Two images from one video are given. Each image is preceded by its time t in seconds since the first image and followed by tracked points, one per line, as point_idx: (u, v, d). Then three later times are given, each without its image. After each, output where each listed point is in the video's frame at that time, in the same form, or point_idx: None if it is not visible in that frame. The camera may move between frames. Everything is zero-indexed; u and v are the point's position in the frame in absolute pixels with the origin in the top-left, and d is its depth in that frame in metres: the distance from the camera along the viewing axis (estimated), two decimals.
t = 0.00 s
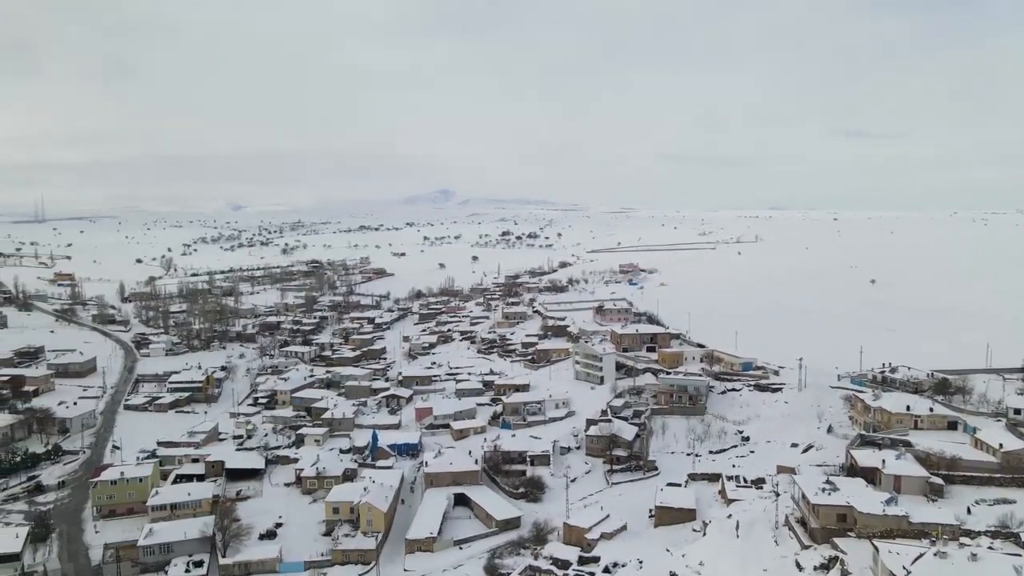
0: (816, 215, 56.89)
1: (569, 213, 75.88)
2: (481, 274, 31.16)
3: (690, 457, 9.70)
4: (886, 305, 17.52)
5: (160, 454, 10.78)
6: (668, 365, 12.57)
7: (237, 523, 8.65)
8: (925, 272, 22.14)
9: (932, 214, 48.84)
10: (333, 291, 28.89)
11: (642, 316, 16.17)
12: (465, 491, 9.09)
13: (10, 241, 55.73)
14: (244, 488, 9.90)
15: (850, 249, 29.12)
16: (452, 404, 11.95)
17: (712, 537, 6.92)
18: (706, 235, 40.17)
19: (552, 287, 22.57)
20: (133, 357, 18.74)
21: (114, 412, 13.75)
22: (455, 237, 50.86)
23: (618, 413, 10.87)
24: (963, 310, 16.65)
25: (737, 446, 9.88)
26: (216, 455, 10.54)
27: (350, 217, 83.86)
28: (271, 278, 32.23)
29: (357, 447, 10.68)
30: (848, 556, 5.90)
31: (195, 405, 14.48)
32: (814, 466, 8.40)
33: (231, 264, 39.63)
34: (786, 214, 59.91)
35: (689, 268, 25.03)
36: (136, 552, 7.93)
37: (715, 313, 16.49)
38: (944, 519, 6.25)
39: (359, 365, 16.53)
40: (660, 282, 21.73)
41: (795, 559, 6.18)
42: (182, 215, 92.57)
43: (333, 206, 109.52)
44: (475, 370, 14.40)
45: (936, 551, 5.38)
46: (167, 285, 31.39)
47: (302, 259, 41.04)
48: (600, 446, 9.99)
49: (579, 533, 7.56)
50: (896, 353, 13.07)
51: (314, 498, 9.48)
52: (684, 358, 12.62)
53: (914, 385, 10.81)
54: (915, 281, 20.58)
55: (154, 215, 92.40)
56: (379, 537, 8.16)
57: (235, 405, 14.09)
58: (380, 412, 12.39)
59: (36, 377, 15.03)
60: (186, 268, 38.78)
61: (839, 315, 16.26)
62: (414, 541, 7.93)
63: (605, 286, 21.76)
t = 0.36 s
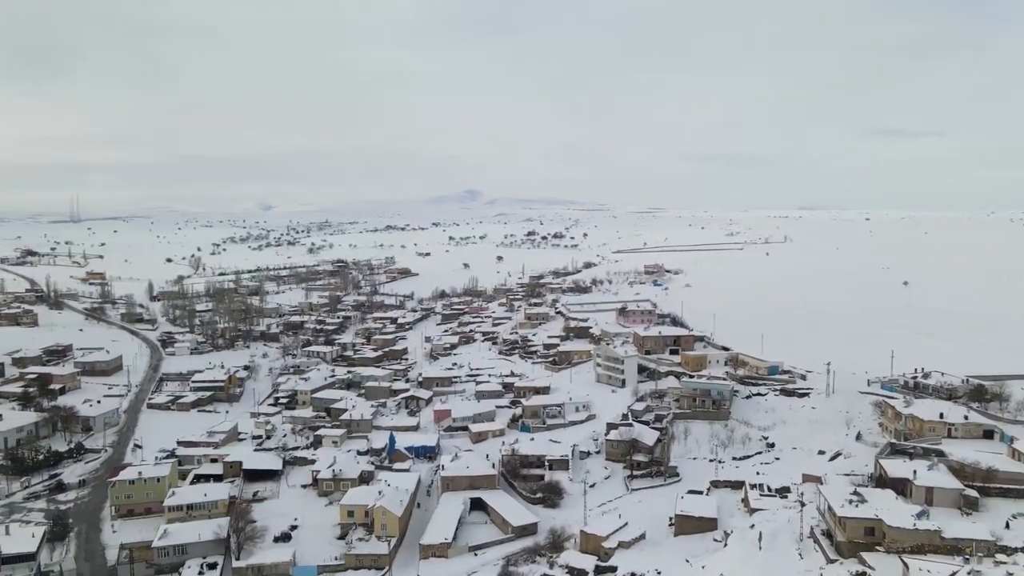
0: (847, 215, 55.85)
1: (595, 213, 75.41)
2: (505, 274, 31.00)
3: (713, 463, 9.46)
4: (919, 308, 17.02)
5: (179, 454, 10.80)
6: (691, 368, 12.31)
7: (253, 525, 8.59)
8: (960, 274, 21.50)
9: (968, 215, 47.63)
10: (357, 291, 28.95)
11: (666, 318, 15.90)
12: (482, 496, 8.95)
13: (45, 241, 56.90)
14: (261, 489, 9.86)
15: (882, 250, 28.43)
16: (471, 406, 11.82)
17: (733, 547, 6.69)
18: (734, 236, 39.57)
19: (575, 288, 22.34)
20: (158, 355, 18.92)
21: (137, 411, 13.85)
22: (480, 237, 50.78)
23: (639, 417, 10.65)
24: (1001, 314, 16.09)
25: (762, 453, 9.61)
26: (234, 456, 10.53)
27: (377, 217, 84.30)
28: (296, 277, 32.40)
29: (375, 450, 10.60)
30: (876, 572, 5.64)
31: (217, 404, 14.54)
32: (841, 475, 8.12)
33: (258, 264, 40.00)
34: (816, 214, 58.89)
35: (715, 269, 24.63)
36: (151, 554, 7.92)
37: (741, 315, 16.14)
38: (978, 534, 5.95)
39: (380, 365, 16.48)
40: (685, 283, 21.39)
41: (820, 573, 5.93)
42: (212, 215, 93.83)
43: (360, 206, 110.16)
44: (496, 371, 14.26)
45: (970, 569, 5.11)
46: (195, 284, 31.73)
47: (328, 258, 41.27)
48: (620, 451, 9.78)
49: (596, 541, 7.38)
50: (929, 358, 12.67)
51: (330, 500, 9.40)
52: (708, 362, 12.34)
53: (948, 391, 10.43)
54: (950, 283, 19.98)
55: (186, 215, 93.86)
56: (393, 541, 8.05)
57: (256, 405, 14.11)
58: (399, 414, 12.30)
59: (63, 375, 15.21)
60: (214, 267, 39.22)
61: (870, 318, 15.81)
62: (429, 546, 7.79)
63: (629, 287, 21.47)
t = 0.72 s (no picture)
0: (879, 215, 54.71)
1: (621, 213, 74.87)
2: (528, 275, 30.80)
3: (736, 470, 9.21)
4: (953, 311, 16.50)
5: (198, 454, 10.80)
6: (715, 371, 12.05)
7: (267, 527, 8.54)
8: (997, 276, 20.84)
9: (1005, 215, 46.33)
10: (380, 290, 28.99)
11: (690, 320, 15.61)
12: (498, 501, 8.80)
13: (78, 240, 57.99)
14: (278, 490, 9.81)
15: (916, 251, 27.71)
16: (489, 408, 11.68)
17: (755, 559, 6.45)
18: (762, 237, 38.91)
19: (599, 288, 22.09)
20: (182, 354, 19.06)
21: (159, 409, 13.93)
22: (505, 237, 50.65)
23: (661, 421, 10.42)
24: None
25: (787, 460, 9.34)
26: (251, 456, 10.50)
27: (403, 217, 84.60)
28: (321, 276, 32.55)
29: (392, 452, 10.50)
30: None
31: (238, 403, 14.58)
32: (869, 484, 7.83)
33: (284, 263, 40.27)
34: (847, 214, 57.77)
35: (742, 270, 24.18)
36: (165, 555, 7.89)
37: (767, 318, 15.79)
38: (1015, 551, 5.66)
39: (401, 366, 16.42)
40: (711, 284, 21.03)
41: None
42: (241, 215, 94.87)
43: (386, 206, 110.68)
44: (516, 373, 14.10)
45: None
46: (221, 284, 32.01)
47: (354, 258, 41.41)
48: (639, 456, 9.57)
49: (612, 551, 7.19)
50: (963, 363, 12.25)
51: (345, 503, 9.32)
52: (733, 365, 12.06)
53: (983, 399, 10.05)
54: (986, 286, 19.38)
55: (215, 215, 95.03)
56: (407, 546, 7.93)
57: (276, 405, 14.12)
58: (417, 416, 12.20)
59: (88, 373, 15.37)
60: (241, 266, 39.56)
61: (902, 321, 15.35)
62: (442, 552, 7.66)
63: (654, 287, 21.16)
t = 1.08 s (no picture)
0: (912, 215, 53.56)
1: (647, 214, 74.23)
2: (552, 275, 30.58)
3: (759, 477, 8.95)
4: (989, 314, 15.98)
5: (216, 454, 10.80)
6: (738, 375, 11.78)
7: (282, 529, 8.48)
8: None
9: None
10: (404, 290, 28.98)
11: (714, 322, 15.32)
12: (514, 506, 8.64)
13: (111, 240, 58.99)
14: (294, 492, 9.76)
15: (950, 252, 27.01)
16: (508, 410, 11.52)
17: (778, 572, 6.21)
18: (791, 237, 38.24)
19: (623, 289, 21.83)
20: (206, 353, 19.19)
21: (181, 408, 13.99)
22: (530, 237, 50.47)
23: (682, 426, 10.19)
24: None
25: (812, 467, 9.07)
26: (269, 457, 10.46)
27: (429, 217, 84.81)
28: (345, 276, 32.66)
29: (408, 455, 10.40)
30: None
31: (258, 403, 14.61)
32: (899, 495, 7.54)
33: (310, 263, 40.51)
34: (878, 215, 56.61)
35: (769, 271, 23.73)
36: (179, 556, 7.86)
37: (794, 320, 15.43)
38: None
39: (421, 366, 16.33)
40: (736, 286, 20.65)
41: None
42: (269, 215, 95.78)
43: (412, 206, 111.15)
44: (537, 374, 13.93)
45: None
46: (247, 283, 32.27)
47: (378, 258, 41.53)
48: (660, 461, 9.35)
49: (629, 560, 7.00)
50: (998, 368, 11.83)
51: (360, 506, 9.23)
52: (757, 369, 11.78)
53: (1020, 406, 9.67)
54: None
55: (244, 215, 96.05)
56: (420, 551, 7.82)
57: (296, 405, 14.11)
58: (436, 417, 12.10)
59: (112, 371, 15.49)
60: (267, 266, 39.88)
61: (935, 325, 14.91)
62: (456, 558, 7.52)
63: (678, 289, 20.85)
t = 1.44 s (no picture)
0: (947, 215, 52.28)
1: (674, 213, 73.48)
2: (576, 276, 30.34)
3: (783, 485, 8.69)
4: None
5: (234, 454, 10.80)
6: (763, 379, 11.49)
7: (295, 532, 8.41)
8: None
9: None
10: (427, 290, 28.96)
11: (738, 325, 15.02)
12: (530, 512, 8.48)
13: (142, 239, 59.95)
14: (310, 493, 9.71)
15: (986, 253, 26.27)
16: (527, 412, 11.37)
17: None
18: (820, 238, 37.51)
19: (647, 290, 21.55)
20: (229, 352, 19.30)
21: (202, 408, 14.05)
22: (555, 237, 50.23)
23: (704, 431, 9.95)
24: None
25: (839, 475, 8.78)
26: (286, 457, 10.42)
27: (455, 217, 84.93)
28: (369, 276, 32.72)
29: (425, 457, 10.29)
30: None
31: (279, 403, 14.63)
32: (929, 508, 7.25)
33: (334, 263, 40.73)
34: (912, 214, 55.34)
35: (797, 273, 23.28)
36: (192, 557, 7.82)
37: (821, 323, 15.06)
38: None
39: (441, 367, 16.24)
40: (762, 287, 20.24)
41: None
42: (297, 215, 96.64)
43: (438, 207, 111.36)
44: (557, 376, 13.76)
45: None
46: (272, 283, 32.50)
47: (403, 258, 41.64)
48: (680, 467, 9.12)
49: (646, 570, 6.80)
50: None
51: (375, 509, 9.14)
52: (782, 373, 11.48)
53: None
54: None
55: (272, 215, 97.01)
56: (433, 556, 7.69)
57: (316, 405, 14.10)
58: (454, 419, 11.98)
59: (136, 370, 15.63)
60: (292, 266, 40.18)
61: (969, 328, 14.44)
62: (470, 564, 7.37)
63: (702, 290, 20.52)
